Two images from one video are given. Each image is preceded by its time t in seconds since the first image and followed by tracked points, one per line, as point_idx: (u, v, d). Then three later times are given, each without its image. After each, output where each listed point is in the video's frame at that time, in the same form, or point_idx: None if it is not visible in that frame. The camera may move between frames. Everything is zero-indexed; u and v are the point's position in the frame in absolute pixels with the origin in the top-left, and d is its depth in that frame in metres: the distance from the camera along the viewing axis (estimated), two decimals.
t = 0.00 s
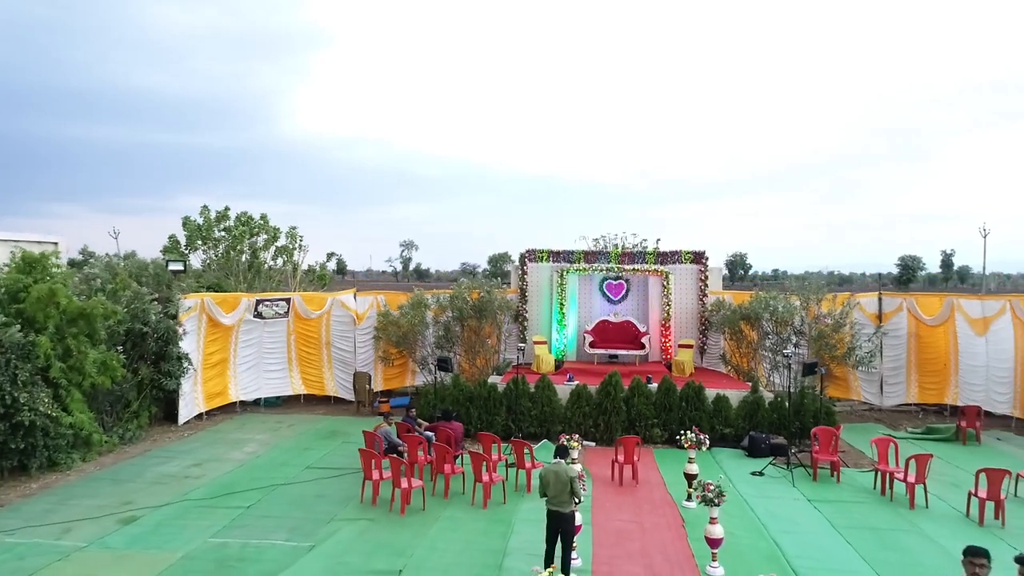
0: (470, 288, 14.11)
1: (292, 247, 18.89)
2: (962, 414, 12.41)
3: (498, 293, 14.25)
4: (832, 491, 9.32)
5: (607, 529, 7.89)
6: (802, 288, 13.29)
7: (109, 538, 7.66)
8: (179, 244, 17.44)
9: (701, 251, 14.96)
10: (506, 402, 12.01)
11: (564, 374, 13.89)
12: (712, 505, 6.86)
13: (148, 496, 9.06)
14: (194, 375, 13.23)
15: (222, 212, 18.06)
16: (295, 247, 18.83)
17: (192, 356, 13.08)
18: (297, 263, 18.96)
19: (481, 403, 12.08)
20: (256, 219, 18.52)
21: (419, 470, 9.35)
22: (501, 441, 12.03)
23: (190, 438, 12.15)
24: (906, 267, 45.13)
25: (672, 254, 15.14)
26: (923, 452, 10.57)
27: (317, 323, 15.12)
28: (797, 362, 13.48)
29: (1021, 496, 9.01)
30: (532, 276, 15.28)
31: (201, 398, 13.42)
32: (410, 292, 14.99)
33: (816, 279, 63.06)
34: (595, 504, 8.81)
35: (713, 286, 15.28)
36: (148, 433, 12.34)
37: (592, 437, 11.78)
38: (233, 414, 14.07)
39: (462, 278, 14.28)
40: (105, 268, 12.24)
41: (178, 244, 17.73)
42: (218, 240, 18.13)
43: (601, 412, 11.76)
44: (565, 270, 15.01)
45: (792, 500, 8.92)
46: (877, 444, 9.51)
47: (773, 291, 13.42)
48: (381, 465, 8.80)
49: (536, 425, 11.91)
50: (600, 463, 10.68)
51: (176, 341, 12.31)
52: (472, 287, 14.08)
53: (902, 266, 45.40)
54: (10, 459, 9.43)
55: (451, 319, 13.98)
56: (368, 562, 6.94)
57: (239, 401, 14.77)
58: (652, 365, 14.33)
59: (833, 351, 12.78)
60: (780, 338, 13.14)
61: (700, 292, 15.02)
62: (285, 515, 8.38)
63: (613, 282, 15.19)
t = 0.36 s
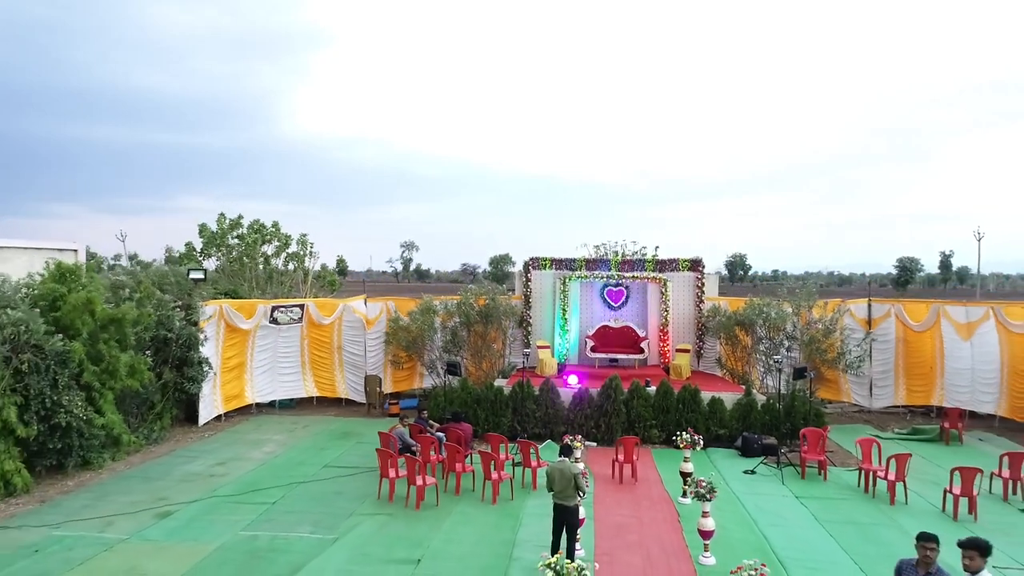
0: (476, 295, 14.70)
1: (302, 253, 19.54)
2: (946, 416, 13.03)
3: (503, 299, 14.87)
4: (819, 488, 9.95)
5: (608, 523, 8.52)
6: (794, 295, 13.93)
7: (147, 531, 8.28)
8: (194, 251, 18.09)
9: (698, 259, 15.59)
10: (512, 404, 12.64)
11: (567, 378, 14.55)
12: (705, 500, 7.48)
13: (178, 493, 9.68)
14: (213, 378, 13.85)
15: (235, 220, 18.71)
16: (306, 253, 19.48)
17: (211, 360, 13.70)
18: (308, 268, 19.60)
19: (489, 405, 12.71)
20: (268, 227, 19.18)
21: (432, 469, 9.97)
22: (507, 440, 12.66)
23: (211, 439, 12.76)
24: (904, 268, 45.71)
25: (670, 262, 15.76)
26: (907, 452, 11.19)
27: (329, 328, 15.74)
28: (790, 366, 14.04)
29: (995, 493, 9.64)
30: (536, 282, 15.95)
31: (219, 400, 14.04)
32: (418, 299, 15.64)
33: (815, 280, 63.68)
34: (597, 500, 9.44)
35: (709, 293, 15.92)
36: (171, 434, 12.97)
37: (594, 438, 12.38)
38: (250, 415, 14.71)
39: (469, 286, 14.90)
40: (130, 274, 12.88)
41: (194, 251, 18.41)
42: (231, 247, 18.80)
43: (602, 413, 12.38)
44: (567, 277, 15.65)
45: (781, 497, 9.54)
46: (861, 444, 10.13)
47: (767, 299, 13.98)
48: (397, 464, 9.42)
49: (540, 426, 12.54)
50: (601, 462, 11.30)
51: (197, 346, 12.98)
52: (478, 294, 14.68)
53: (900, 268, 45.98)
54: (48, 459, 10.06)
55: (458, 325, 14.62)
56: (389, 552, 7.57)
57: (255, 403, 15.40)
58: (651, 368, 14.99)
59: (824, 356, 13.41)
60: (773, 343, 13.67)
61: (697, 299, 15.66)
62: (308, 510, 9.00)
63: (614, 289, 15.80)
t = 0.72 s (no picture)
0: (480, 301, 15.32)
1: (310, 259, 20.21)
2: (927, 417, 13.69)
3: (505, 305, 15.52)
4: (803, 485, 10.60)
5: (605, 517, 9.17)
6: (784, 301, 14.56)
7: (178, 524, 8.95)
8: (208, 258, 18.79)
9: (693, 266, 16.22)
10: (515, 405, 13.30)
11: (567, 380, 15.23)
12: (694, 495, 8.13)
13: (203, 489, 10.34)
14: (229, 380, 14.50)
15: (246, 228, 19.37)
16: (314, 259, 20.15)
17: (228, 363, 14.35)
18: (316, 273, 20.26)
19: (492, 407, 13.36)
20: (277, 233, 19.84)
21: (440, 467, 10.62)
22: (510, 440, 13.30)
23: (229, 439, 13.42)
24: (902, 270, 46.23)
25: (666, 268, 16.41)
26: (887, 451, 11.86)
27: (339, 332, 16.39)
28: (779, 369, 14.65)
29: (967, 490, 10.30)
30: (537, 288, 16.60)
31: (235, 402, 14.71)
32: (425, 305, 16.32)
33: (813, 281, 64.26)
34: (595, 496, 10.09)
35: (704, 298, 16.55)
36: (190, 434, 13.62)
37: (592, 438, 13.02)
38: (263, 416, 15.36)
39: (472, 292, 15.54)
40: (151, 280, 13.52)
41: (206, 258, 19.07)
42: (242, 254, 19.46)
43: (600, 414, 13.03)
44: (567, 283, 16.33)
45: (767, 493, 10.19)
46: (843, 444, 10.77)
47: (759, 306, 14.55)
48: (408, 462, 10.08)
49: (541, 426, 13.17)
50: (599, 460, 11.95)
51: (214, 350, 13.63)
52: (482, 300, 15.32)
53: (897, 270, 46.54)
54: (79, 457, 10.76)
55: (462, 330, 15.28)
56: (403, 543, 8.22)
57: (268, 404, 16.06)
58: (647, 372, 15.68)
59: (813, 359, 14.00)
60: (763, 348, 14.22)
61: (692, 304, 16.32)
62: (326, 505, 9.66)
63: (612, 295, 16.48)
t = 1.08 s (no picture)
0: (484, 308, 16.00)
1: (320, 264, 20.93)
2: (912, 417, 14.37)
3: (509, 310, 16.20)
4: (791, 481, 11.29)
5: (605, 511, 9.86)
6: (777, 307, 15.16)
7: (209, 517, 9.64)
8: (222, 264, 19.49)
9: (689, 272, 16.90)
10: (519, 406, 13.98)
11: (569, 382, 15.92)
12: (686, 490, 8.82)
13: (228, 485, 11.03)
14: (246, 382, 15.19)
15: (258, 235, 20.06)
16: (323, 264, 20.85)
17: (245, 366, 15.04)
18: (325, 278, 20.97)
19: (498, 407, 14.06)
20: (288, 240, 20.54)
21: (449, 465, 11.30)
22: (515, 439, 13.99)
23: (247, 438, 14.11)
24: (899, 271, 46.83)
25: (664, 275, 17.10)
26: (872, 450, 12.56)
27: (350, 337, 17.06)
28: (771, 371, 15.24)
29: (944, 486, 11.00)
30: (540, 294, 17.31)
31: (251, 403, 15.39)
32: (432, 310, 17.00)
33: (813, 281, 64.72)
34: (595, 492, 10.78)
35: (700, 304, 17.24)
36: (210, 434, 14.31)
37: (593, 437, 13.71)
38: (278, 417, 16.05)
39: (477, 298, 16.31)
40: (173, 288, 14.22)
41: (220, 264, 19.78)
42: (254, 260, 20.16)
43: (600, 415, 13.71)
44: (567, 289, 17.08)
45: (757, 489, 10.88)
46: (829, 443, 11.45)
47: (750, 311, 15.26)
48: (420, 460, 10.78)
49: (544, 426, 13.86)
50: (599, 459, 12.63)
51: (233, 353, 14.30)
52: (487, 306, 16.01)
53: (895, 271, 47.19)
54: (111, 455, 11.51)
55: (468, 334, 15.93)
56: (419, 534, 8.91)
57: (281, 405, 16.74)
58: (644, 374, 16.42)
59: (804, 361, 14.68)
60: (756, 351, 14.79)
61: (688, 309, 17.00)
62: (344, 500, 10.34)
63: (611, 301, 17.20)
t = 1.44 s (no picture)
0: (488, 313, 16.63)
1: (327, 270, 21.62)
2: (897, 418, 15.06)
3: (512, 315, 16.87)
4: (779, 479, 11.98)
5: (604, 506, 10.56)
6: (769, 313, 15.83)
7: (234, 512, 10.33)
8: (233, 270, 20.16)
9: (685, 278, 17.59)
10: (522, 408, 14.66)
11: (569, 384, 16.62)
12: (679, 486, 9.51)
13: (249, 483, 11.72)
14: (261, 385, 15.88)
15: (268, 241, 20.74)
16: (331, 269, 21.54)
17: (259, 369, 15.74)
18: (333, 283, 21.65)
19: (502, 409, 14.75)
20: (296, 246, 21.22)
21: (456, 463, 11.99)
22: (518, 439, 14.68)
23: (262, 438, 14.81)
24: (894, 272, 47.58)
25: (660, 281, 17.80)
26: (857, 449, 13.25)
27: (359, 340, 17.72)
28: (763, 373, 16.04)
29: (922, 483, 11.70)
30: (542, 300, 18.00)
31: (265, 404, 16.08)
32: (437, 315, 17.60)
33: (810, 282, 65.49)
34: (595, 489, 11.48)
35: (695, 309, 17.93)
36: (227, 434, 15.00)
37: (592, 437, 14.40)
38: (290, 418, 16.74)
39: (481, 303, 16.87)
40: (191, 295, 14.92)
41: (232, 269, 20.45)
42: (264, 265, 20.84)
43: (599, 416, 14.39)
44: (568, 295, 17.77)
45: (746, 486, 11.57)
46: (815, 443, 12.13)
47: (743, 317, 15.91)
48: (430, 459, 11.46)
49: (546, 427, 14.55)
50: (598, 458, 13.31)
51: (249, 357, 14.99)
52: (490, 311, 16.66)
53: (890, 272, 47.92)
54: (138, 454, 12.17)
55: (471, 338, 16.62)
56: (431, 527, 9.61)
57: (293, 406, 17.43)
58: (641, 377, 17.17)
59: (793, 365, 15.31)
60: (748, 354, 15.61)
61: (683, 314, 17.69)
62: (359, 497, 11.03)
63: (610, 306, 17.86)
